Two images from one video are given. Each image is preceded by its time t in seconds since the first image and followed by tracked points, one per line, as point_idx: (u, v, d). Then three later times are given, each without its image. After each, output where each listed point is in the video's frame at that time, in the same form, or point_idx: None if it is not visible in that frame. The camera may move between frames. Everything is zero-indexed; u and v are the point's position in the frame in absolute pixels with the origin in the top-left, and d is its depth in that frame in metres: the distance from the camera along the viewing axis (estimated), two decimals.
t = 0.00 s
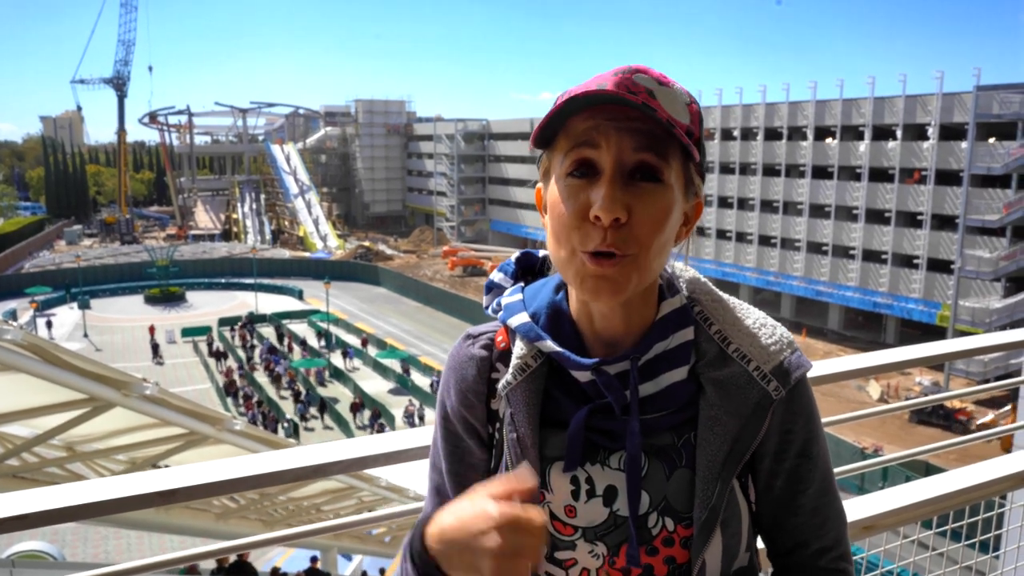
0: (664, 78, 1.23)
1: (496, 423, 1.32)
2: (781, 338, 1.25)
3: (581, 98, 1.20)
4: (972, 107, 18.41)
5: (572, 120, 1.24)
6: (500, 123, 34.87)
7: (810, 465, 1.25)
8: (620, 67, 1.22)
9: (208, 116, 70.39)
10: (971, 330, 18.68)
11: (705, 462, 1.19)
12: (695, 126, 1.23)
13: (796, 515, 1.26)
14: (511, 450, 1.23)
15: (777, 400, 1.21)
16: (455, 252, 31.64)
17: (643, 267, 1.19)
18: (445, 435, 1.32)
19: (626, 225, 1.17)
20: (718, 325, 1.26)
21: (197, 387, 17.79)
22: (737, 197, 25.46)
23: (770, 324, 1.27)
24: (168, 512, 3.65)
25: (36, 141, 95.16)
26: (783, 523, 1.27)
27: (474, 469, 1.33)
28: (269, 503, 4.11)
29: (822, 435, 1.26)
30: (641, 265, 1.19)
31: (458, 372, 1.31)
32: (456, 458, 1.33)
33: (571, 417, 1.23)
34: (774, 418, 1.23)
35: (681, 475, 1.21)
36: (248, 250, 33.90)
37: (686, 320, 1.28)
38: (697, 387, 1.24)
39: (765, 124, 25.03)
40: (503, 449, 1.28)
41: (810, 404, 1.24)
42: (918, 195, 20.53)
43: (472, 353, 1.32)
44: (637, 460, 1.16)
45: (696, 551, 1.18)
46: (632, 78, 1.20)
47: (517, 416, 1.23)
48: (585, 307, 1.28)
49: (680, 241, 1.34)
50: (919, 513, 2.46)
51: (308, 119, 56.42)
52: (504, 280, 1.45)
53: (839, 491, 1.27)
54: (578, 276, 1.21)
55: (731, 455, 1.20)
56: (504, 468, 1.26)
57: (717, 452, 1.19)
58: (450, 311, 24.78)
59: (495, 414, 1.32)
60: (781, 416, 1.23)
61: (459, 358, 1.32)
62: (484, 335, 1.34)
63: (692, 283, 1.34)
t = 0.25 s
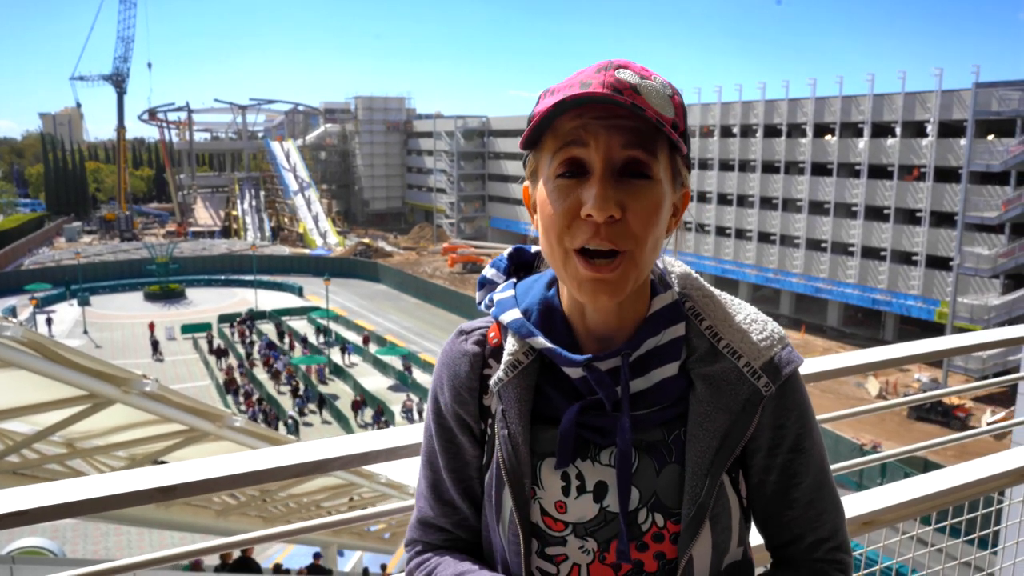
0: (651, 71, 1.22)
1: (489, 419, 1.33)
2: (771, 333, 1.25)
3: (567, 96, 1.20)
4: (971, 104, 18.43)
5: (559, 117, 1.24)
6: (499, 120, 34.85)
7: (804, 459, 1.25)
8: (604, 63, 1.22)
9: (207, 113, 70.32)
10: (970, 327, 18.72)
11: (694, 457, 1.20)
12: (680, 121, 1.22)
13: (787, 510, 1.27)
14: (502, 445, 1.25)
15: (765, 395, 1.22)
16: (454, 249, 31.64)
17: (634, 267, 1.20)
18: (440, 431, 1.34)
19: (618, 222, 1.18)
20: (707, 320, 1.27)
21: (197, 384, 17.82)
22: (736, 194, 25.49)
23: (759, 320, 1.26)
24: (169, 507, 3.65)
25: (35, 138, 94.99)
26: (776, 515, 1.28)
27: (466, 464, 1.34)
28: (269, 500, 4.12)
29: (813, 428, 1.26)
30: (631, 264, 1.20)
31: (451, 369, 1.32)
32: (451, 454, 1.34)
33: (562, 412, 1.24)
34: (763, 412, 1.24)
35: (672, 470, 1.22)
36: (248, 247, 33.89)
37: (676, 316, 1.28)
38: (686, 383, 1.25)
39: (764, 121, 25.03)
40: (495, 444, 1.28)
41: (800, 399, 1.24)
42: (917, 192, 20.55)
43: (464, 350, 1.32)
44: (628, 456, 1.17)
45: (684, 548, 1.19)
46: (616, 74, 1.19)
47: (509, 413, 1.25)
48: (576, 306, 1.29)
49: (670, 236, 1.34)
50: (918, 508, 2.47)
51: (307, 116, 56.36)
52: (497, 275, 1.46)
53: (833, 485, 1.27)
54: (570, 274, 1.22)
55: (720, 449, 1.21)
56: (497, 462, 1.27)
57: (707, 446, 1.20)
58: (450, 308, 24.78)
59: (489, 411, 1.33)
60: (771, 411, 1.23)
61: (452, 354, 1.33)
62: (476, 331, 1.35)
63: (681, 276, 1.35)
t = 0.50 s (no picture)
0: (640, 73, 1.23)
1: (484, 421, 1.34)
2: (766, 337, 1.26)
3: (558, 100, 1.21)
4: (970, 104, 18.44)
5: (551, 121, 1.24)
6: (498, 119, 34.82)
7: (799, 464, 1.25)
8: (594, 67, 1.22)
9: (206, 112, 70.26)
10: (968, 327, 18.74)
11: (686, 461, 1.21)
12: (673, 123, 1.23)
13: (781, 513, 1.28)
14: (497, 447, 1.25)
15: (759, 400, 1.22)
16: (453, 249, 31.64)
17: (628, 269, 1.21)
18: (435, 432, 1.35)
19: (612, 227, 1.19)
20: (702, 323, 1.27)
21: (196, 383, 17.83)
22: (735, 194, 25.50)
23: (754, 323, 1.27)
24: (168, 507, 3.66)
25: (34, 137, 94.86)
26: (769, 518, 1.29)
27: (464, 466, 1.35)
28: (268, 499, 4.12)
29: (807, 431, 1.26)
30: (624, 266, 1.21)
31: (447, 370, 1.33)
32: (448, 455, 1.35)
33: (556, 415, 1.24)
34: (757, 417, 1.24)
35: (664, 474, 1.23)
36: (247, 246, 33.89)
37: (671, 319, 1.29)
38: (681, 386, 1.25)
39: (763, 121, 25.02)
40: (490, 446, 1.29)
41: (795, 403, 1.25)
42: (915, 192, 20.55)
43: (460, 350, 1.33)
44: (620, 459, 1.18)
45: (675, 550, 1.20)
46: (606, 79, 1.20)
47: (503, 414, 1.26)
48: (571, 307, 1.30)
49: (665, 237, 1.35)
50: (916, 509, 2.48)
51: (307, 116, 56.29)
52: (492, 277, 1.46)
53: (827, 489, 1.27)
54: (564, 277, 1.22)
55: (713, 454, 1.21)
56: (491, 463, 1.28)
57: (700, 451, 1.21)
58: (449, 308, 24.77)
59: (484, 412, 1.34)
60: (766, 415, 1.24)
61: (447, 355, 1.34)
62: (471, 332, 1.36)
63: (675, 278, 1.35)
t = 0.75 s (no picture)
0: (641, 72, 1.24)
1: (487, 419, 1.35)
2: (771, 341, 1.27)
3: (559, 99, 1.22)
4: (967, 105, 18.48)
5: (553, 120, 1.26)
6: (497, 119, 34.84)
7: (800, 468, 1.27)
8: (596, 67, 1.24)
9: (205, 112, 70.22)
10: (965, 327, 18.79)
11: (689, 462, 1.22)
12: (674, 123, 1.24)
13: (783, 513, 1.29)
14: (502, 447, 1.27)
15: (763, 403, 1.24)
16: (452, 248, 31.60)
17: (631, 267, 1.22)
18: (438, 429, 1.36)
19: (615, 225, 1.20)
20: (706, 325, 1.29)
21: (195, 382, 17.85)
22: (733, 195, 25.56)
23: (757, 327, 1.29)
24: (167, 506, 3.67)
25: (32, 137, 94.61)
26: (769, 520, 1.30)
27: (467, 463, 1.36)
28: (267, 498, 4.14)
29: (808, 434, 1.28)
30: (628, 264, 1.22)
31: (451, 367, 1.35)
32: (450, 453, 1.36)
33: (559, 415, 1.26)
34: (760, 420, 1.26)
35: (666, 475, 1.24)
36: (245, 246, 33.89)
37: (675, 321, 1.30)
38: (684, 389, 1.27)
39: (761, 122, 25.06)
40: (493, 446, 1.31)
41: (796, 404, 1.27)
42: (913, 193, 20.59)
43: (464, 349, 1.34)
44: (623, 461, 1.19)
45: (677, 552, 1.22)
46: (608, 78, 1.21)
47: (507, 413, 1.27)
48: (575, 306, 1.31)
49: (668, 240, 1.36)
50: (915, 508, 2.50)
51: (306, 115, 56.26)
52: (497, 275, 1.47)
53: (827, 491, 1.29)
54: (568, 276, 1.24)
55: (716, 456, 1.23)
56: (494, 461, 1.29)
57: (702, 452, 1.23)
58: (447, 308, 24.78)
59: (487, 411, 1.35)
60: (768, 419, 1.25)
61: (451, 352, 1.36)
62: (476, 329, 1.37)
63: (680, 280, 1.36)
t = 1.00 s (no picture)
0: (646, 69, 1.26)
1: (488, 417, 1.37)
2: (771, 341, 1.29)
3: (565, 95, 1.23)
4: (962, 103, 18.53)
5: (558, 115, 1.27)
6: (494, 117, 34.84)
7: (800, 468, 1.29)
8: (603, 63, 1.25)
9: (202, 109, 70.10)
10: (959, 325, 18.86)
11: (690, 460, 1.24)
12: (678, 120, 1.26)
13: (782, 513, 1.31)
14: (503, 446, 1.28)
15: (763, 402, 1.26)
16: (449, 246, 31.60)
17: (634, 265, 1.24)
18: (438, 427, 1.38)
19: (618, 221, 1.22)
20: (708, 324, 1.31)
21: (191, 379, 17.85)
22: (730, 192, 25.60)
23: (757, 327, 1.31)
24: (165, 503, 3.68)
25: (28, 134, 94.33)
26: (767, 520, 1.32)
27: (468, 461, 1.38)
28: (264, 496, 4.16)
29: (807, 435, 1.30)
30: (631, 259, 1.23)
31: (451, 365, 1.36)
32: (450, 450, 1.38)
33: (560, 414, 1.27)
34: (760, 420, 1.28)
35: (666, 474, 1.25)
36: (242, 243, 33.86)
37: (676, 320, 1.32)
38: (685, 387, 1.29)
39: (757, 120, 25.10)
40: (494, 443, 1.32)
41: (796, 404, 1.28)
42: (909, 191, 20.67)
43: (465, 346, 1.36)
44: (624, 459, 1.21)
45: (677, 551, 1.23)
46: (613, 75, 1.23)
47: (508, 411, 1.28)
48: (577, 304, 1.33)
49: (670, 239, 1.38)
50: (912, 505, 2.52)
51: (303, 113, 56.19)
52: (497, 272, 1.49)
53: (826, 491, 1.31)
54: (571, 273, 1.25)
55: (716, 454, 1.25)
56: (495, 459, 1.31)
57: (703, 450, 1.24)
58: (445, 306, 24.79)
59: (487, 409, 1.37)
60: (767, 418, 1.27)
61: (452, 350, 1.37)
62: (476, 327, 1.39)
63: (680, 280, 1.38)
